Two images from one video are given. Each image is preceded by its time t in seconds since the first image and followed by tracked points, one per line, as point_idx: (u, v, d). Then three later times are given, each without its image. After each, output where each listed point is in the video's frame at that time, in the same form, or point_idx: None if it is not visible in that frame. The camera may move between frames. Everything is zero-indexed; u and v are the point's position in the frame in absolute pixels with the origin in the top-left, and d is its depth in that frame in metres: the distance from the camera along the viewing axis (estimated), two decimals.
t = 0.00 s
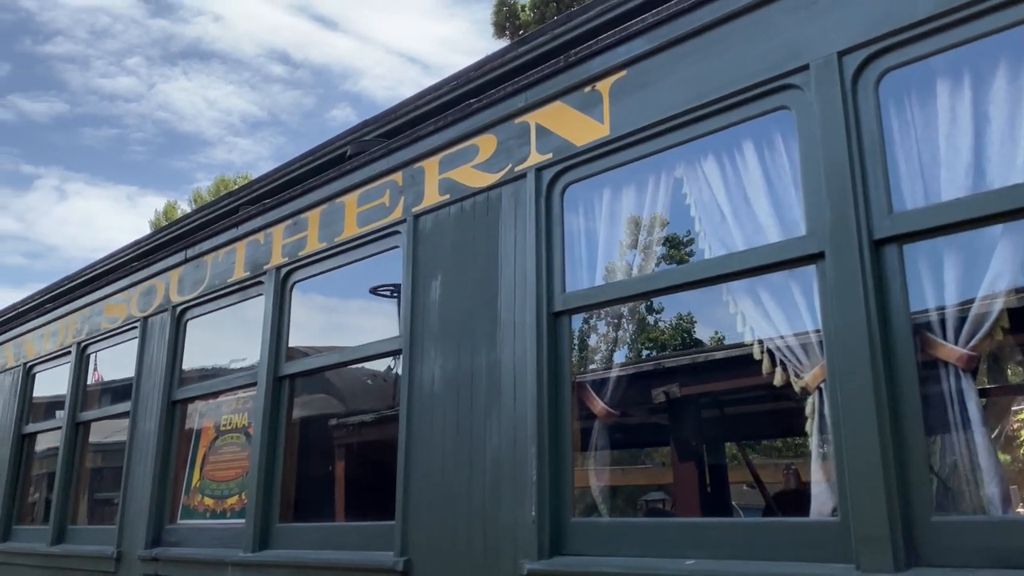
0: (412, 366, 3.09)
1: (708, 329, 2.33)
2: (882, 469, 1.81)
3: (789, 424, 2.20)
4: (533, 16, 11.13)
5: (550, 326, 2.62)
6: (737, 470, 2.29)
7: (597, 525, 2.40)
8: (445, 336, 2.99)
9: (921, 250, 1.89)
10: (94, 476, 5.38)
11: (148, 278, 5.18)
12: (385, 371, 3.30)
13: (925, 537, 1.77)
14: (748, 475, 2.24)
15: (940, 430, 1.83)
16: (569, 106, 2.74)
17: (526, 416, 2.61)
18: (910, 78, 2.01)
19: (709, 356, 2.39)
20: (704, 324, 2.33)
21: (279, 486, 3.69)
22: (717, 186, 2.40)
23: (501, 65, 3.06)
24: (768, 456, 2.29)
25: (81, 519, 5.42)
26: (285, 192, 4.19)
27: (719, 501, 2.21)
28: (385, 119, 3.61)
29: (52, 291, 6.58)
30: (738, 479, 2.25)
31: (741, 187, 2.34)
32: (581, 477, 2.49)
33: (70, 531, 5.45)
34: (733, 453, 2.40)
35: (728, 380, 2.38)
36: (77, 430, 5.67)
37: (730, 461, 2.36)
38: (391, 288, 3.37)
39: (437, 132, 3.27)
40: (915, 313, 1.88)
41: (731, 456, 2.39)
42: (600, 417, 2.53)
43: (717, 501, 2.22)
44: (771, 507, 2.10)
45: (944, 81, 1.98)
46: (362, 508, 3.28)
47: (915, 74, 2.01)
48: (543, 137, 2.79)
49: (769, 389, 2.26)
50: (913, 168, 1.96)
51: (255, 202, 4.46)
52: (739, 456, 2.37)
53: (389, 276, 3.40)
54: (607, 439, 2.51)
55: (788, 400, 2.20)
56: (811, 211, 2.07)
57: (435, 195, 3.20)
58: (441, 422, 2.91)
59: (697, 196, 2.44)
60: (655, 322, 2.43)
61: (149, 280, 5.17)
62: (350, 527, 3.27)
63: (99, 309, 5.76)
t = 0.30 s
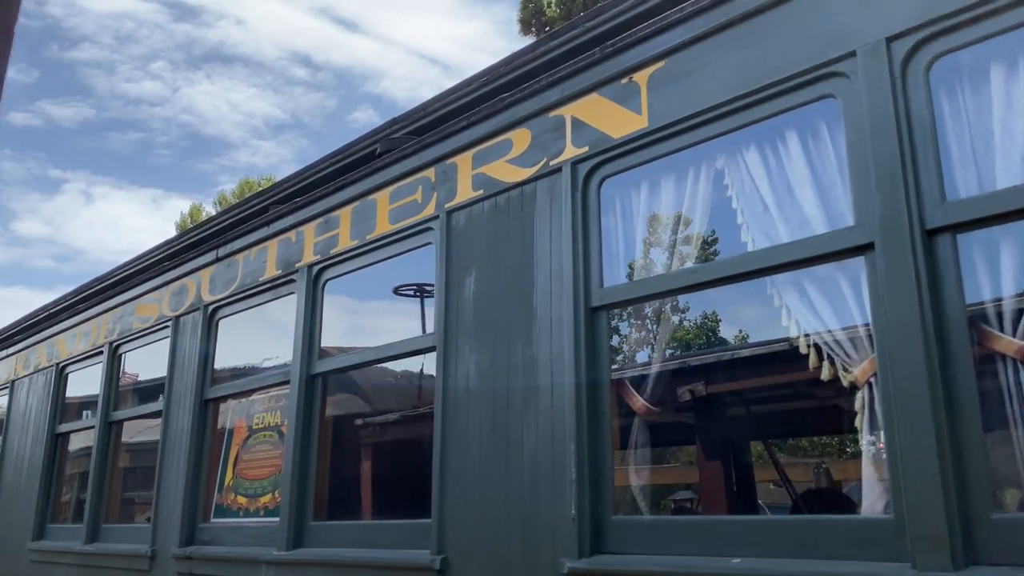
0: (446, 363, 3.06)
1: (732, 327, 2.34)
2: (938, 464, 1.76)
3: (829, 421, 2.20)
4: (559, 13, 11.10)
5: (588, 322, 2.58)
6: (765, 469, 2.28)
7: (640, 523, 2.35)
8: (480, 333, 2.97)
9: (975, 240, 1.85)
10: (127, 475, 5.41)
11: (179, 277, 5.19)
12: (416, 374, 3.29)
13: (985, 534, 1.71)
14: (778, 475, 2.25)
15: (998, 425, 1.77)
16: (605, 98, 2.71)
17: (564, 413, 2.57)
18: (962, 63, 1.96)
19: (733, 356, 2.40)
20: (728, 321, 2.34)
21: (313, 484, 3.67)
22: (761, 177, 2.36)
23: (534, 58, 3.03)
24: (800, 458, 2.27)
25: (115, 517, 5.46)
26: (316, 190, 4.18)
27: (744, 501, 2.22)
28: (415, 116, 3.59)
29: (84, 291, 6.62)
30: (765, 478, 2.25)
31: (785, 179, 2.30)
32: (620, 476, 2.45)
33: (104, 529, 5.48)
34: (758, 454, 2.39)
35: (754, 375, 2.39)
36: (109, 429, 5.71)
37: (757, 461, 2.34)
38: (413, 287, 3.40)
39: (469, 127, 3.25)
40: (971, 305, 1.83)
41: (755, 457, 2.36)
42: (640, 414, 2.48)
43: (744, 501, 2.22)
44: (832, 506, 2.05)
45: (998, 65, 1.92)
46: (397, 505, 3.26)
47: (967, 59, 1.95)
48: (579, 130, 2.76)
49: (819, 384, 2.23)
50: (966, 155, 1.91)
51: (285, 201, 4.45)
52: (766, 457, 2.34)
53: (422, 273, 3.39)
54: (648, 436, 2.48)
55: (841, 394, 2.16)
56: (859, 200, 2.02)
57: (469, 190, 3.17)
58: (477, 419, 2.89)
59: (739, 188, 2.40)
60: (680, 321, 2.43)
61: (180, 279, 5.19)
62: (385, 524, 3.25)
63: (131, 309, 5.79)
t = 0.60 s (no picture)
0: (477, 361, 3.04)
1: (754, 326, 2.34)
2: (992, 461, 1.71)
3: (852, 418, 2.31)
4: (582, 8, 11.07)
5: (622, 318, 2.55)
6: (787, 469, 2.29)
7: (679, 522, 2.32)
8: (511, 330, 2.93)
9: None
10: (156, 474, 5.43)
11: (206, 277, 5.20)
12: (437, 375, 3.29)
13: None
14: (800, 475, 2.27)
15: None
16: (639, 91, 2.67)
17: (598, 411, 2.54)
18: (1011, 49, 1.91)
19: (746, 355, 2.41)
20: (750, 321, 2.34)
21: (343, 483, 3.66)
22: (799, 170, 2.31)
23: (563, 51, 2.99)
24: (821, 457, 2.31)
25: (143, 516, 5.48)
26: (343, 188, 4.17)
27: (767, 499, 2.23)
28: (442, 113, 3.57)
29: (111, 291, 6.66)
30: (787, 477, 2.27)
31: (824, 171, 2.26)
32: (657, 476, 2.42)
33: (133, 529, 5.51)
34: (782, 453, 2.40)
35: (770, 375, 2.42)
36: (138, 428, 5.73)
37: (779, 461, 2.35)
38: (433, 287, 3.41)
39: (497, 123, 3.21)
40: None
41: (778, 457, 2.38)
42: (676, 411, 2.46)
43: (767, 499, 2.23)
44: (880, 507, 2.01)
45: None
46: (428, 504, 3.24)
47: (1016, 45, 1.91)
48: (611, 124, 2.72)
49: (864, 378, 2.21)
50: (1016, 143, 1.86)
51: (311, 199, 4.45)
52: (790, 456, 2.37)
53: (452, 271, 3.36)
54: (684, 433, 2.45)
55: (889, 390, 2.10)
56: (904, 191, 1.97)
57: (498, 186, 3.13)
58: (509, 417, 2.86)
59: (776, 180, 2.36)
60: (701, 322, 2.43)
61: (207, 279, 5.20)
62: (416, 523, 3.22)
63: (158, 309, 5.81)
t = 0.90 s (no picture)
0: (505, 357, 3.00)
1: (774, 325, 2.33)
2: None
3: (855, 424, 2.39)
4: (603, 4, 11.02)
5: (654, 313, 2.51)
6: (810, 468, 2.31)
7: (715, 522, 2.28)
8: (540, 326, 2.90)
9: None
10: (181, 473, 5.44)
11: (230, 276, 5.20)
12: (456, 374, 3.28)
13: None
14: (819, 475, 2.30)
15: None
16: (672, 81, 2.63)
17: (631, 408, 2.50)
18: None
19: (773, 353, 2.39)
20: (770, 320, 2.33)
21: (370, 481, 3.64)
22: (837, 161, 2.27)
23: (588, 44, 2.97)
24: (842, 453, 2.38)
25: (169, 515, 5.48)
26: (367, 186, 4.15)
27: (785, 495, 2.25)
28: (466, 108, 3.54)
29: (134, 291, 6.67)
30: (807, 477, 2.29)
31: (863, 162, 2.21)
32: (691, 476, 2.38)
33: (159, 528, 5.51)
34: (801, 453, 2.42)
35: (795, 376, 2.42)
36: (162, 427, 5.74)
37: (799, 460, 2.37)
38: (448, 287, 3.41)
39: (524, 118, 3.18)
40: None
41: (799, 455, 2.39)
42: (711, 408, 2.43)
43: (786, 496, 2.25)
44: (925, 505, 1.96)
45: None
46: (456, 503, 3.21)
47: None
48: (642, 116, 2.68)
49: (908, 372, 2.16)
50: None
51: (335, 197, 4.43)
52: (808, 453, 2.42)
53: (479, 268, 3.33)
54: (719, 430, 2.42)
55: (934, 386, 2.05)
56: (950, 180, 1.93)
57: (526, 181, 3.10)
58: (538, 414, 2.82)
59: (813, 171, 2.31)
60: (721, 322, 2.42)
61: (231, 278, 5.19)
62: (443, 522, 3.19)
63: (182, 308, 5.82)
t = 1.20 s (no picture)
0: (530, 354, 2.97)
1: (792, 325, 2.32)
2: None
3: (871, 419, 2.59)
4: None
5: (683, 309, 2.47)
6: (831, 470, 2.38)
7: (747, 520, 2.24)
8: (566, 323, 2.86)
9: None
10: (203, 472, 5.44)
11: (251, 275, 5.20)
12: (472, 374, 3.28)
13: None
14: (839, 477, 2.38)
15: None
16: (700, 73, 2.59)
17: (661, 405, 2.46)
18: None
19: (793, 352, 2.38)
20: (788, 320, 2.32)
21: (393, 480, 3.62)
22: (871, 152, 2.22)
23: (610, 38, 2.94)
24: (863, 453, 2.51)
25: (190, 514, 5.49)
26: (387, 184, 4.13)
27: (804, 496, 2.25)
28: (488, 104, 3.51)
29: (155, 291, 6.69)
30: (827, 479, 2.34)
31: (898, 153, 2.17)
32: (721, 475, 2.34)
33: (180, 527, 5.52)
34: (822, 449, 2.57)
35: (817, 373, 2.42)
36: (184, 427, 5.74)
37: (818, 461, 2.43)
38: (463, 287, 3.42)
39: (547, 112, 3.15)
40: None
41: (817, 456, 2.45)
42: (743, 405, 2.40)
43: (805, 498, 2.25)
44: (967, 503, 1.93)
45: None
46: (480, 501, 3.18)
47: None
48: (669, 109, 2.64)
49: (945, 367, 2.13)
50: None
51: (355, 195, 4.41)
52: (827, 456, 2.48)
53: (502, 265, 3.30)
54: (751, 429, 2.40)
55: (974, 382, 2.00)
56: (993, 169, 1.90)
57: (550, 177, 3.06)
58: (564, 412, 2.79)
59: (846, 163, 2.27)
60: (737, 322, 2.40)
61: (252, 276, 5.19)
62: (468, 521, 3.17)
63: (203, 307, 5.83)
